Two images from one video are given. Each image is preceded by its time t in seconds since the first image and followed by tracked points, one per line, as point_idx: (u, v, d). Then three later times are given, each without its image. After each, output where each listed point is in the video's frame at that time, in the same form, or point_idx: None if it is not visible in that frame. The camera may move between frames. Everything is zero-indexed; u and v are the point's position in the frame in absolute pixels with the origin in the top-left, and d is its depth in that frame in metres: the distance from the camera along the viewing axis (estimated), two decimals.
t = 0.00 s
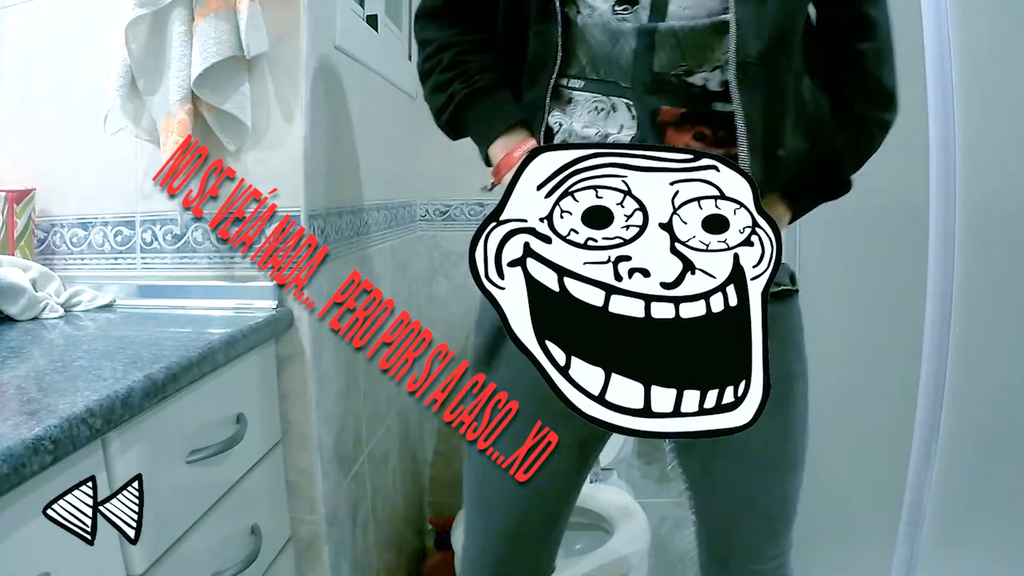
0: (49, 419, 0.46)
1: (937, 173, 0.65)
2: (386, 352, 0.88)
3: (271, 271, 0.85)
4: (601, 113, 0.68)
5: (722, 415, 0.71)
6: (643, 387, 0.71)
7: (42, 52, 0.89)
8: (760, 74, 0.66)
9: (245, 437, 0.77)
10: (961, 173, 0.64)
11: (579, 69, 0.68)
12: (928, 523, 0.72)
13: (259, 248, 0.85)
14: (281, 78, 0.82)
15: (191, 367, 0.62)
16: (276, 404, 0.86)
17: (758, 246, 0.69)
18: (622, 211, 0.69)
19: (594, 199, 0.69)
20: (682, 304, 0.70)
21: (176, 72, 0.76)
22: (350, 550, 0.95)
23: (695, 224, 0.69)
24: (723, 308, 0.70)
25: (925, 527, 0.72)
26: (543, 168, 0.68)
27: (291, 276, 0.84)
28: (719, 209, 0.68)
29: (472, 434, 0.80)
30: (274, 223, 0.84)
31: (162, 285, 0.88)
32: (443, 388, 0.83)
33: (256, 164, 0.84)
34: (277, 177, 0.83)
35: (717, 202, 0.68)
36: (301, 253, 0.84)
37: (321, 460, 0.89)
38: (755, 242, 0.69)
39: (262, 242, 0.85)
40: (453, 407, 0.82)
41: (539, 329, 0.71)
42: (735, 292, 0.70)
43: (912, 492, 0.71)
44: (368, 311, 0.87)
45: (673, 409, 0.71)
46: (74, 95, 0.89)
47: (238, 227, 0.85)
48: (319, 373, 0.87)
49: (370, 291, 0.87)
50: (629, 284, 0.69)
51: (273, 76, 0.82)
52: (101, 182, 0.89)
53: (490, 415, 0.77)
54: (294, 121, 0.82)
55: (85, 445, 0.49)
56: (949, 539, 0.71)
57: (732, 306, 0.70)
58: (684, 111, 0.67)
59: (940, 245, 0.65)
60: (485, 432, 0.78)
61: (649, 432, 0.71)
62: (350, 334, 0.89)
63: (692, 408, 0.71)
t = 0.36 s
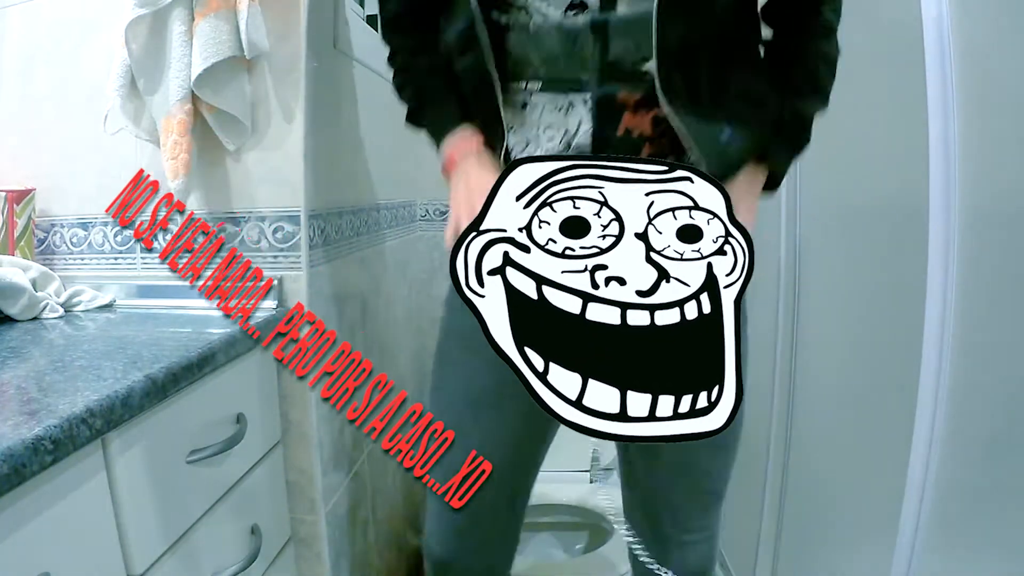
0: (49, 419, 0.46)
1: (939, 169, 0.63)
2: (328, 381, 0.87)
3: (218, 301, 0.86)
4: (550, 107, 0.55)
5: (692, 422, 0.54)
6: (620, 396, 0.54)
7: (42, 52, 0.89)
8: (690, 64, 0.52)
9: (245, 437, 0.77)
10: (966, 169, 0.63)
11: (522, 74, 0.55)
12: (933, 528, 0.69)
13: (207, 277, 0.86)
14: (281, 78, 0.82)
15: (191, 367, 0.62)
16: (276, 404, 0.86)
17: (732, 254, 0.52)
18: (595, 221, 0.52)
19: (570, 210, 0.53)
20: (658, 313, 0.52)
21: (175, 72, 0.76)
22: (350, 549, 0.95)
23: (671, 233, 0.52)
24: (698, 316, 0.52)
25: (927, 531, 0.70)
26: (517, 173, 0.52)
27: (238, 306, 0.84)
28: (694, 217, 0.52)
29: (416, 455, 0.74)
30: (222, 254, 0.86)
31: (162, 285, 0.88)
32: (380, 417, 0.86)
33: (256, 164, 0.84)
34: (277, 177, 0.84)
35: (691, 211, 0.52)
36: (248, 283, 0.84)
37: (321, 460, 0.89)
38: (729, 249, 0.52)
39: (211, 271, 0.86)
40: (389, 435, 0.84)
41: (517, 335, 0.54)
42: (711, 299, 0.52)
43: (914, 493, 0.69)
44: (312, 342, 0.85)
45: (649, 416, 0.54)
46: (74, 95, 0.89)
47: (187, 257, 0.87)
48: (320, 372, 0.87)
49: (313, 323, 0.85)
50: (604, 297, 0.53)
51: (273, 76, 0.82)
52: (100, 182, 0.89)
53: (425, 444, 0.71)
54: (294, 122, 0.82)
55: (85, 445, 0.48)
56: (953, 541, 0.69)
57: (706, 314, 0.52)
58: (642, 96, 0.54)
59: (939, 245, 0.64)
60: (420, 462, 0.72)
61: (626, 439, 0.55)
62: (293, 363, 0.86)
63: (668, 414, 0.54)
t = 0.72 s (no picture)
0: (49, 419, 0.46)
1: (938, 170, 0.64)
2: (307, 354, 0.87)
3: (203, 275, 0.87)
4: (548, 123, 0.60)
5: (669, 426, 0.63)
6: (600, 399, 0.61)
7: (42, 52, 0.89)
8: (703, 83, 0.58)
9: (246, 437, 0.77)
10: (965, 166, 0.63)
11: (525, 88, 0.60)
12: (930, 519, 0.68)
13: (192, 252, 0.87)
14: (281, 78, 0.82)
15: (191, 368, 0.62)
16: (276, 404, 0.86)
17: (708, 265, 0.60)
18: (578, 232, 0.60)
19: (552, 221, 0.60)
20: (636, 321, 0.60)
21: (175, 72, 0.76)
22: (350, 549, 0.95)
23: (648, 245, 0.60)
24: (675, 325, 0.60)
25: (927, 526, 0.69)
26: (500, 188, 0.60)
27: (222, 280, 0.86)
28: (671, 230, 0.59)
29: (392, 426, 0.79)
30: (207, 231, 0.86)
31: (163, 285, 0.88)
32: (359, 389, 0.91)
33: (256, 164, 0.84)
34: (277, 177, 0.84)
35: (669, 224, 0.59)
36: (233, 260, 0.86)
37: (321, 460, 0.89)
38: (706, 261, 0.60)
39: (195, 247, 0.87)
40: (369, 405, 0.90)
41: (501, 344, 0.62)
42: (687, 308, 0.60)
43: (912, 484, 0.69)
44: (293, 315, 0.85)
45: (627, 420, 0.62)
46: (73, 95, 0.89)
47: (174, 233, 0.87)
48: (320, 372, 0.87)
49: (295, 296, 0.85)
50: (586, 304, 0.60)
51: (273, 76, 0.82)
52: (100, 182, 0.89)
53: (402, 415, 0.76)
54: (294, 122, 0.82)
55: (85, 445, 0.48)
56: (949, 531, 0.67)
57: (683, 323, 0.60)
58: (637, 117, 0.59)
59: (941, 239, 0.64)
60: (397, 431, 0.78)
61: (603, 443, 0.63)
62: (275, 336, 0.84)
63: (645, 419, 0.62)
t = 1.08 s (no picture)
0: (49, 419, 0.46)
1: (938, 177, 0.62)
2: (305, 350, 0.86)
3: (206, 274, 0.87)
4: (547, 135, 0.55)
5: (652, 436, 0.58)
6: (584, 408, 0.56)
7: (43, 52, 0.89)
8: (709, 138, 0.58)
9: (246, 437, 0.77)
10: (965, 171, 0.61)
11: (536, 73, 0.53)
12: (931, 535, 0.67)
13: (197, 251, 0.87)
14: (281, 79, 0.82)
15: (191, 368, 0.62)
16: (276, 404, 0.86)
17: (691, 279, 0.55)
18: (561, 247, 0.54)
19: (538, 235, 0.54)
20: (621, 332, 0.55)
21: (176, 72, 0.76)
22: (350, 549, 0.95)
23: (631, 259, 0.55)
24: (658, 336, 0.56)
25: (927, 535, 0.67)
26: (489, 200, 0.53)
27: (224, 278, 0.86)
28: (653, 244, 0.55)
29: (384, 422, 0.80)
30: (211, 230, 0.86)
31: (163, 285, 0.88)
32: (354, 385, 0.86)
33: (257, 164, 0.84)
34: (277, 177, 0.84)
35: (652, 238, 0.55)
36: (235, 260, 0.86)
37: (321, 460, 0.89)
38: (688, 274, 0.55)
39: (200, 246, 0.87)
40: (362, 403, 0.85)
41: (489, 355, 0.56)
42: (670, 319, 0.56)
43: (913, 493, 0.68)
44: (290, 313, 0.84)
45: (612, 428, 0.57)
46: (74, 95, 0.89)
47: (179, 232, 0.87)
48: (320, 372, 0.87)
49: (293, 295, 0.84)
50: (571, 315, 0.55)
51: (273, 76, 0.82)
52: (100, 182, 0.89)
53: (395, 413, 0.77)
54: (294, 122, 0.83)
55: (85, 445, 0.48)
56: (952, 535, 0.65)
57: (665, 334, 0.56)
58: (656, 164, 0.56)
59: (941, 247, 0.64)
60: (389, 428, 0.79)
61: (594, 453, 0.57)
62: (274, 333, 0.84)
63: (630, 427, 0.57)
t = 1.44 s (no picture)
0: (49, 419, 0.46)
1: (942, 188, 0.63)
2: (299, 357, 0.87)
3: (208, 278, 0.87)
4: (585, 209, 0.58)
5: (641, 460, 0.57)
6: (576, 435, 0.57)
7: (43, 52, 0.89)
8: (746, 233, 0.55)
9: (245, 437, 0.77)
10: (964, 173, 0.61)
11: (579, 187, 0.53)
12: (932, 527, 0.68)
13: (201, 256, 0.87)
14: (281, 78, 0.82)
15: (191, 368, 0.62)
16: (276, 404, 0.86)
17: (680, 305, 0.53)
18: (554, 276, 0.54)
19: (530, 266, 0.54)
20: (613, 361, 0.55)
21: (175, 72, 0.76)
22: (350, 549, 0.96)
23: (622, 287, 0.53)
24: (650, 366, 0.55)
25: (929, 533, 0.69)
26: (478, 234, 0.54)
27: (225, 284, 0.86)
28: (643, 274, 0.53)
29: (370, 430, 0.81)
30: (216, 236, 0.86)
31: (163, 285, 0.88)
32: (345, 395, 0.86)
33: (256, 164, 0.84)
34: (277, 177, 0.84)
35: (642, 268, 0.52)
36: (236, 266, 0.86)
37: (321, 460, 0.90)
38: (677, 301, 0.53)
39: (204, 250, 0.87)
40: (350, 411, 0.85)
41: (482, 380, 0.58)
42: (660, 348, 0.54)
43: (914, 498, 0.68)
44: (289, 320, 0.84)
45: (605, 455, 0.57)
46: (74, 95, 0.89)
47: (184, 236, 0.87)
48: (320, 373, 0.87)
49: (292, 303, 0.84)
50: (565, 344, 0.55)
51: (273, 76, 0.82)
52: (100, 183, 0.89)
53: (382, 422, 0.78)
54: (294, 121, 0.82)
55: (85, 445, 0.48)
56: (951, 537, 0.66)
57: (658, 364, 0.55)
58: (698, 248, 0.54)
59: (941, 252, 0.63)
60: (377, 435, 0.80)
61: (581, 478, 0.58)
62: (271, 339, 0.83)
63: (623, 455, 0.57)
